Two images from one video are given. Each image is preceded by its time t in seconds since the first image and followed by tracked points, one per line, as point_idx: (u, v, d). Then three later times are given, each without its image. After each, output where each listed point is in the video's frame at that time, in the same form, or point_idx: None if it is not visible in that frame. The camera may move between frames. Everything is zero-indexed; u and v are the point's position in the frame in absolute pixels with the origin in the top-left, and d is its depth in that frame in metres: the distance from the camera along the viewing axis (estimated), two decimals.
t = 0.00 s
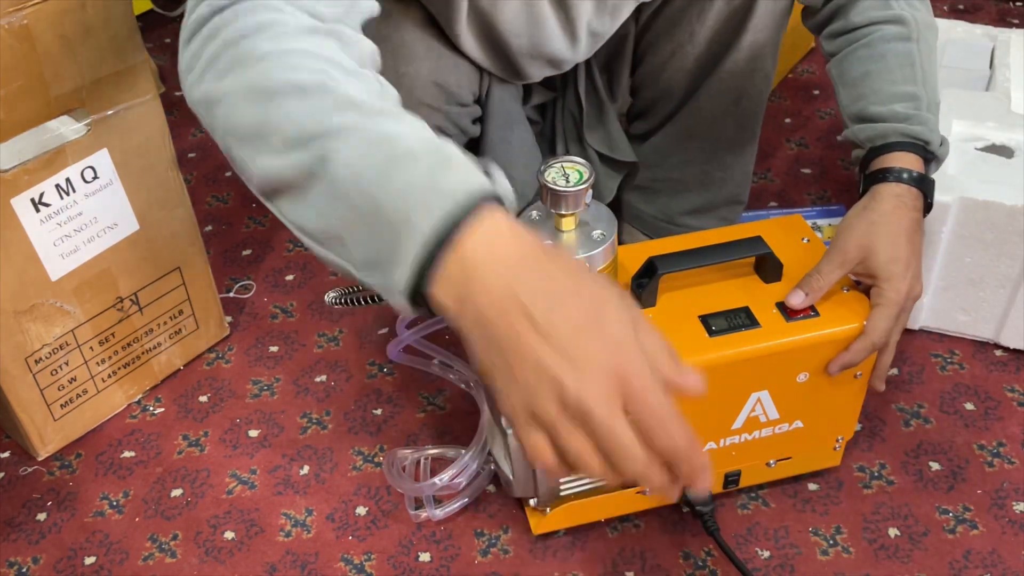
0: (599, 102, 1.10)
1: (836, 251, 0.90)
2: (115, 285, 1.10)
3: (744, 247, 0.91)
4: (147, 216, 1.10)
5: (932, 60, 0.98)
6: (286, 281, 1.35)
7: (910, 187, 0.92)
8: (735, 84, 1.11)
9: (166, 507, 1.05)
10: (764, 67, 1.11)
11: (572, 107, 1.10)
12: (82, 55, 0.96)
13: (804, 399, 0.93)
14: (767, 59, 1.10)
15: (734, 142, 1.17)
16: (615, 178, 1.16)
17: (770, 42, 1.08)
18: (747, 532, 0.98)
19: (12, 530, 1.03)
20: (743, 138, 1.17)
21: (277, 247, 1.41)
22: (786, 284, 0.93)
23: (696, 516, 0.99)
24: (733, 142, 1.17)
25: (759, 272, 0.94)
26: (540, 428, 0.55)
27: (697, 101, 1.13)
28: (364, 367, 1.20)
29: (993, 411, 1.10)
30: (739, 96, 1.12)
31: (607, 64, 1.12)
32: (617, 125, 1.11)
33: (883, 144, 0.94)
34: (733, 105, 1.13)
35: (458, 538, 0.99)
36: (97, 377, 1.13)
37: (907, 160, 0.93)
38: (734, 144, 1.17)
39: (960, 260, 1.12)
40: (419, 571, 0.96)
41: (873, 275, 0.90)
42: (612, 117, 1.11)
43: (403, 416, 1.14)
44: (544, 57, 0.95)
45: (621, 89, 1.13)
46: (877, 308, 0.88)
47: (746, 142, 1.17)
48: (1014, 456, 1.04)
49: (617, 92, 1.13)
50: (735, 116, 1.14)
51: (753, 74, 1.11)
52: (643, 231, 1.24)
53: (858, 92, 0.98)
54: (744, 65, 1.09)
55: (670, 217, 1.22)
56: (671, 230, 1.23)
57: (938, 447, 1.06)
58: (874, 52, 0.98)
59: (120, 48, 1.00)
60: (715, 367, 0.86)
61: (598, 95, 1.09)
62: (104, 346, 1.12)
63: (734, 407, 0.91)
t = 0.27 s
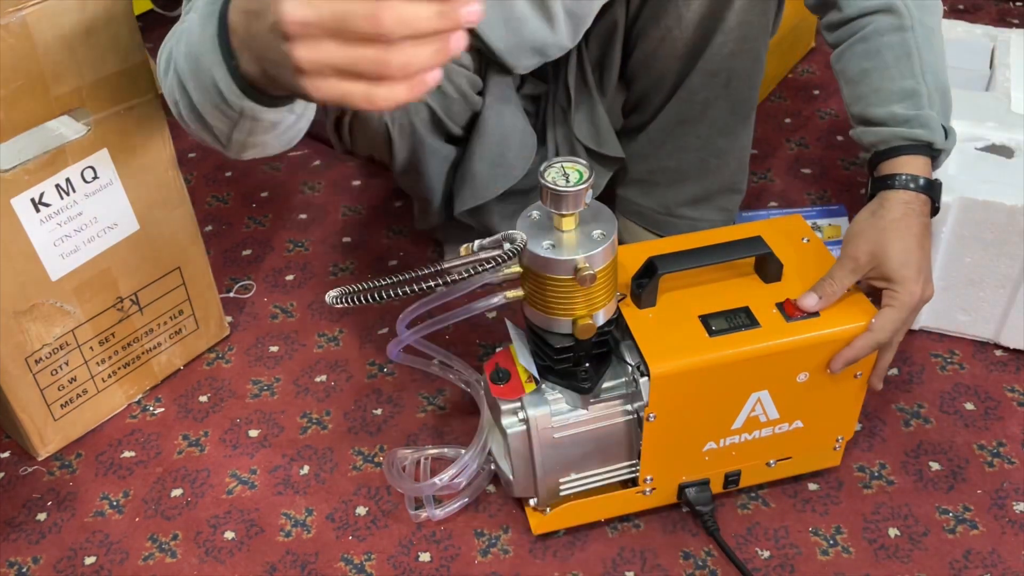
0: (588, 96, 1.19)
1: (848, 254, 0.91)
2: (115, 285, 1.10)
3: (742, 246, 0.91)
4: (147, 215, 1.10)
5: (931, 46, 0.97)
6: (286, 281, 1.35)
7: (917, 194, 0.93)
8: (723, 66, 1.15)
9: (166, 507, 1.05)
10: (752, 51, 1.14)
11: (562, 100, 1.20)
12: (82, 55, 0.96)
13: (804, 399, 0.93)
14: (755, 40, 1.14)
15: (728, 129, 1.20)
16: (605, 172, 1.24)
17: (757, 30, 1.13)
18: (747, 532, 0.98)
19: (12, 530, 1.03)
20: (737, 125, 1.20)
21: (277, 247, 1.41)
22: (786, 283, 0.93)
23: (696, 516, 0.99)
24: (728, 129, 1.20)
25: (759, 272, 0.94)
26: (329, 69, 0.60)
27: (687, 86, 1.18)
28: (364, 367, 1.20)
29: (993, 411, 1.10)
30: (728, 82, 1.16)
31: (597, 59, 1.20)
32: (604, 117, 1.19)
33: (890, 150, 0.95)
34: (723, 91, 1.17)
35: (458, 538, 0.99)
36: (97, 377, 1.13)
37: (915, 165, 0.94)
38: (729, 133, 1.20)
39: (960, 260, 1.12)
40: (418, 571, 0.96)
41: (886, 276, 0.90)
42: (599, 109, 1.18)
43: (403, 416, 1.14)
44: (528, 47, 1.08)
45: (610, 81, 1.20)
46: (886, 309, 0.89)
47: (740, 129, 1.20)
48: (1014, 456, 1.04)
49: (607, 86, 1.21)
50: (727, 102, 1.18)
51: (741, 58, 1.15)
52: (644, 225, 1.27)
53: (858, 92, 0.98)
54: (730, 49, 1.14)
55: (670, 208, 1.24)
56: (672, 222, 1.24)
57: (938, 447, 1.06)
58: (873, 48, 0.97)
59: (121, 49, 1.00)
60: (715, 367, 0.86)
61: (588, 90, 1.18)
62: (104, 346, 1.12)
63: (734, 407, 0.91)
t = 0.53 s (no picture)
0: (577, 91, 1.22)
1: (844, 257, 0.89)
2: (115, 285, 1.10)
3: (741, 246, 0.91)
4: (147, 215, 1.10)
5: (918, 43, 0.96)
6: (286, 281, 1.35)
7: (916, 193, 0.91)
8: (710, 61, 1.14)
9: (166, 507, 1.05)
10: (738, 46, 1.13)
11: (551, 92, 1.24)
12: (82, 55, 0.96)
13: (804, 400, 0.93)
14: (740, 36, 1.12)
15: (717, 126, 1.19)
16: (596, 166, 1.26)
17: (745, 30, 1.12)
18: (747, 532, 0.98)
19: (12, 530, 1.04)
20: (726, 122, 1.19)
21: (277, 247, 1.41)
22: (785, 283, 0.93)
23: (696, 516, 0.99)
24: (717, 125, 1.19)
25: (759, 272, 0.94)
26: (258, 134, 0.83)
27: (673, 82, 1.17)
28: (364, 367, 1.20)
29: (993, 411, 1.10)
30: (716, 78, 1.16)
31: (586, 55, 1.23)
32: (593, 112, 1.21)
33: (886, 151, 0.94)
34: (711, 87, 1.16)
35: (458, 538, 0.99)
36: (97, 377, 1.13)
37: (911, 164, 0.92)
38: (718, 128, 1.19)
39: (960, 260, 1.12)
40: (418, 571, 0.96)
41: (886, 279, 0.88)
42: (587, 103, 1.21)
43: (403, 416, 1.14)
44: (516, 38, 1.11)
45: (599, 76, 1.22)
46: (888, 312, 0.88)
47: (728, 125, 1.20)
48: (1014, 456, 1.04)
49: (596, 82, 1.23)
50: (715, 98, 1.17)
51: (727, 55, 1.13)
52: (637, 223, 1.28)
53: (847, 95, 0.97)
54: (714, 43, 1.12)
55: (662, 207, 1.25)
56: (665, 221, 1.25)
57: (938, 447, 1.06)
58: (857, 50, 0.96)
59: (121, 49, 1.00)
60: (715, 367, 0.86)
61: (578, 86, 1.21)
62: (104, 346, 1.12)
63: (734, 407, 0.91)
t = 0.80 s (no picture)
0: (577, 86, 1.22)
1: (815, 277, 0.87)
2: (115, 285, 1.10)
3: (740, 246, 0.91)
4: (147, 215, 1.10)
5: (897, 36, 0.93)
6: (286, 281, 1.35)
7: (892, 186, 0.88)
8: (706, 56, 1.13)
9: (166, 507, 1.05)
10: (735, 42, 1.12)
11: (551, 87, 1.25)
12: (82, 55, 0.96)
13: (804, 400, 0.93)
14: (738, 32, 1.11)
15: (714, 124, 1.19)
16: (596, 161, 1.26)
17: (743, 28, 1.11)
18: (747, 532, 0.98)
19: (12, 530, 1.04)
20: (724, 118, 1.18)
21: (277, 247, 1.41)
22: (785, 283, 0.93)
23: (696, 516, 0.99)
24: (715, 122, 1.19)
25: (759, 273, 0.94)
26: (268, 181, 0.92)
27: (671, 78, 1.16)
28: (364, 367, 1.20)
29: (993, 411, 1.10)
30: (713, 75, 1.15)
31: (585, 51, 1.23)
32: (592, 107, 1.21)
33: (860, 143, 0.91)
34: (709, 84, 1.15)
35: (458, 538, 0.99)
36: (97, 377, 1.13)
37: (884, 156, 0.89)
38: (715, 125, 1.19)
39: (959, 260, 1.12)
40: (418, 571, 0.96)
41: (865, 276, 0.87)
42: (587, 97, 1.21)
43: (403, 416, 1.14)
44: (510, 30, 1.12)
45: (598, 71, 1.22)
46: (873, 309, 0.87)
47: (726, 122, 1.19)
48: (1014, 456, 1.04)
49: (595, 77, 1.23)
50: (712, 94, 1.16)
51: (725, 51, 1.12)
52: (637, 223, 1.28)
53: (825, 88, 0.95)
54: (712, 38, 1.11)
55: (662, 205, 1.25)
56: (665, 219, 1.25)
57: (938, 447, 1.06)
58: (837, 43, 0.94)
59: (120, 49, 1.00)
60: (714, 367, 0.86)
61: (577, 83, 1.22)
62: (104, 346, 1.12)
63: (734, 407, 0.91)
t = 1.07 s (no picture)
0: (580, 77, 1.23)
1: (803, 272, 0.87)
2: (115, 285, 1.10)
3: (739, 246, 0.91)
4: (147, 215, 1.10)
5: (888, 24, 0.92)
6: (286, 281, 1.35)
7: (876, 176, 0.88)
8: (707, 50, 1.13)
9: (166, 507, 1.05)
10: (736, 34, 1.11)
11: (553, 79, 1.24)
12: (82, 55, 0.96)
13: (804, 400, 0.93)
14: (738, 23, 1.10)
15: (717, 117, 1.18)
16: (600, 155, 1.25)
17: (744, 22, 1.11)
18: (746, 532, 0.98)
19: (12, 530, 1.04)
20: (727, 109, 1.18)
21: (277, 247, 1.41)
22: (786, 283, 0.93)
23: (696, 516, 0.99)
24: (717, 115, 1.18)
25: (759, 273, 0.94)
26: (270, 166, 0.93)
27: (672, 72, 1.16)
28: (364, 367, 1.20)
29: (993, 411, 1.10)
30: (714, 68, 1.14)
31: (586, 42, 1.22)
32: (597, 100, 1.21)
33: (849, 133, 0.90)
34: (710, 78, 1.15)
35: (458, 538, 0.99)
36: (97, 377, 1.13)
37: (869, 148, 0.89)
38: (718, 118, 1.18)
39: (959, 260, 1.12)
40: (418, 571, 0.96)
41: (855, 267, 0.85)
42: (590, 89, 1.21)
43: (403, 416, 1.14)
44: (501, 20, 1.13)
45: (600, 63, 1.22)
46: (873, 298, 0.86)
47: (729, 114, 1.18)
48: (1014, 456, 1.04)
49: (598, 69, 1.22)
50: (714, 86, 1.16)
51: (726, 44, 1.12)
52: (640, 220, 1.28)
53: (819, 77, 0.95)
54: (711, 31, 1.11)
55: (665, 201, 1.25)
56: (666, 216, 1.25)
57: (938, 447, 1.06)
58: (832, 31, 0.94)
59: (120, 48, 1.00)
60: (714, 367, 0.86)
61: (581, 75, 1.22)
62: (104, 346, 1.12)
63: (734, 407, 0.91)
